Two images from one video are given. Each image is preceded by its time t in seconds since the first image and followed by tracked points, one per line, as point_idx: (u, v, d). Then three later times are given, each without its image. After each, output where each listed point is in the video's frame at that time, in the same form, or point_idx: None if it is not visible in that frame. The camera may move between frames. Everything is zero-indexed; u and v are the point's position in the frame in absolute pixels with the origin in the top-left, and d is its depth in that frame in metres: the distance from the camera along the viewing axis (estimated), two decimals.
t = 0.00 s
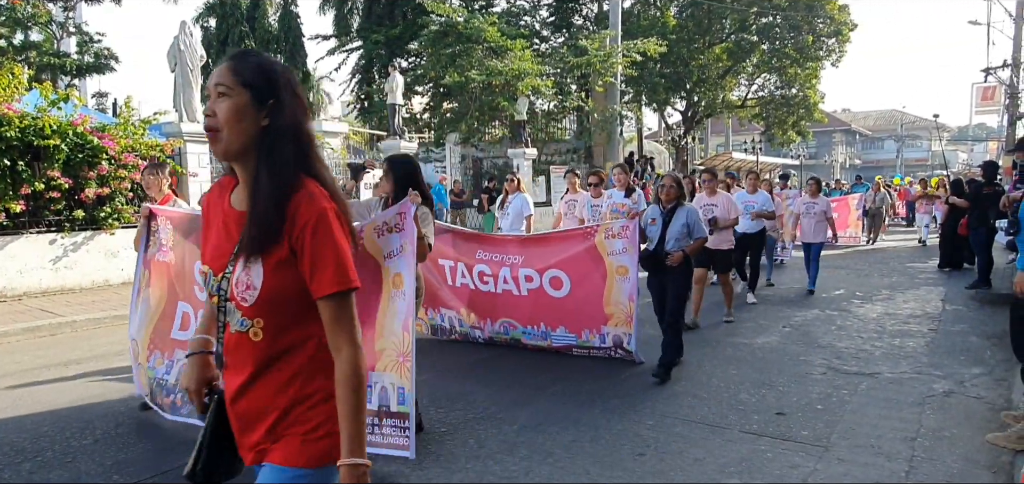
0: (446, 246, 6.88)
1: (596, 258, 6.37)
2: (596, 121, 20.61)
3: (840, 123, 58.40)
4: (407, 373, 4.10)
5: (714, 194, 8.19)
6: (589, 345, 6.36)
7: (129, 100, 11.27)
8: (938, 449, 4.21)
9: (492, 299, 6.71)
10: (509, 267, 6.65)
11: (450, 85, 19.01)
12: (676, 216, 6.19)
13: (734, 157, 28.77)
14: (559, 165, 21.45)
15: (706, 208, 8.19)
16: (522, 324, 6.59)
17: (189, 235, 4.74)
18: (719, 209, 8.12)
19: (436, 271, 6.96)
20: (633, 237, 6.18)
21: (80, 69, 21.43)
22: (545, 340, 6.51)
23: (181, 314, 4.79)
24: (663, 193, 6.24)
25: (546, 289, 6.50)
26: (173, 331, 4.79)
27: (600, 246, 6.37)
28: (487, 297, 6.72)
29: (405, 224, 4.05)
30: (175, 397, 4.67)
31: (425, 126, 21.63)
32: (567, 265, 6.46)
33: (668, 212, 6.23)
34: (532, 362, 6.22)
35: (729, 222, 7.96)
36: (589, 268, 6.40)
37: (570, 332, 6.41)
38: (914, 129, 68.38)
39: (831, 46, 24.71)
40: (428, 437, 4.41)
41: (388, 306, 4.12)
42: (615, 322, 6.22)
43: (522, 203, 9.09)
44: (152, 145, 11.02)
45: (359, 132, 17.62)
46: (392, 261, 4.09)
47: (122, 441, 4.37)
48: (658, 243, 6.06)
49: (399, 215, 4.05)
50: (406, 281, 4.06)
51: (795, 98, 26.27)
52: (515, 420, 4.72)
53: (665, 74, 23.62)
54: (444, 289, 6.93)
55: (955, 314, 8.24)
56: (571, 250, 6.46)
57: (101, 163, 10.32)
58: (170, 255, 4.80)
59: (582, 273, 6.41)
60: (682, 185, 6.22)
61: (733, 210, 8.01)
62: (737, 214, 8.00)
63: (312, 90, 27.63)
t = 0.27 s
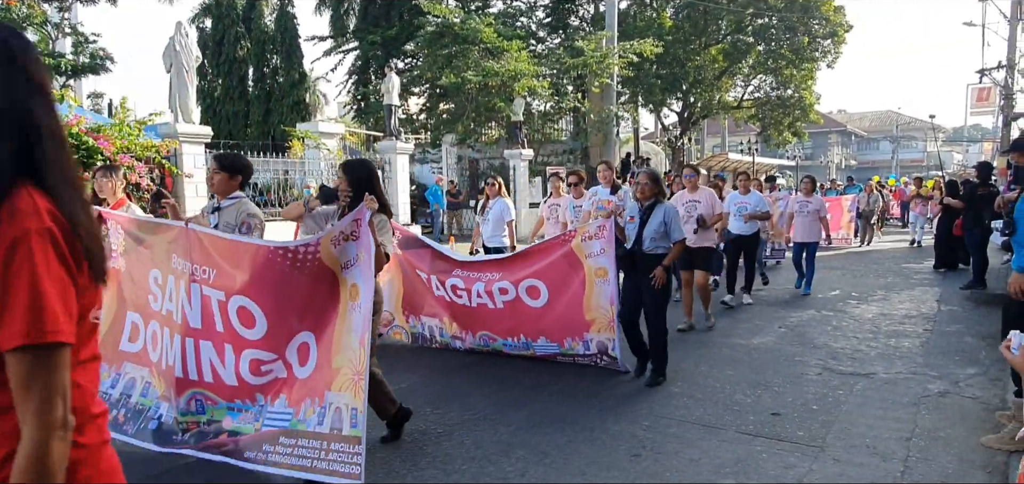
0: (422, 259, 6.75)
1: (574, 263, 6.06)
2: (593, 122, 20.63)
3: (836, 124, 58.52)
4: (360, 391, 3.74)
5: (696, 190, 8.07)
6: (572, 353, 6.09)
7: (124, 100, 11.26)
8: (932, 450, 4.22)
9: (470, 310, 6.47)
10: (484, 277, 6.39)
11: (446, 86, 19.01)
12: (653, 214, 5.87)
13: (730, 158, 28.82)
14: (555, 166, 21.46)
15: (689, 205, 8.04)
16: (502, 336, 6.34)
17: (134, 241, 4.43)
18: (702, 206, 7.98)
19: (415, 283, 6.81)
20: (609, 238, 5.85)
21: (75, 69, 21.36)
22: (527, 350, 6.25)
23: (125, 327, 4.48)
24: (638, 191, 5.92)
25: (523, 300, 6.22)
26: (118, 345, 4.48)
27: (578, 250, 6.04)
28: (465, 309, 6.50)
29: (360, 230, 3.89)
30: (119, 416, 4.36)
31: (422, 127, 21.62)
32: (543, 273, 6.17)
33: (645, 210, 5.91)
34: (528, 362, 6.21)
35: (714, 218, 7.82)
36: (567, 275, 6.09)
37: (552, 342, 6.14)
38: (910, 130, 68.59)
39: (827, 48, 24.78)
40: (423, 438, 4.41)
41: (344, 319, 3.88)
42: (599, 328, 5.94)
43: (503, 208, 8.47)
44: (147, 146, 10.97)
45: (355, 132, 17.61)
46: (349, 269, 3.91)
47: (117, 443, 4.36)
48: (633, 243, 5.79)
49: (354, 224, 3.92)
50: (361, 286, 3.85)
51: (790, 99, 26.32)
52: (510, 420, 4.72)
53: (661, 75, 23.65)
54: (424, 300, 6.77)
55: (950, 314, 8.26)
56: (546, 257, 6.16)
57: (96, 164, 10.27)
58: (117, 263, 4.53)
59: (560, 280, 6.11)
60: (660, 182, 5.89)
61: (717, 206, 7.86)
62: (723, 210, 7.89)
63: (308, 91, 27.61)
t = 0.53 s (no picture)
0: (393, 275, 6.49)
1: (544, 275, 5.74)
2: (590, 123, 20.63)
3: (832, 125, 58.67)
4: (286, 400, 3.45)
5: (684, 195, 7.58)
6: (551, 368, 5.73)
7: (120, 101, 11.24)
8: (928, 450, 4.23)
9: (442, 328, 6.13)
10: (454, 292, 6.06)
11: (443, 87, 19.00)
12: (622, 220, 5.45)
13: (726, 159, 28.88)
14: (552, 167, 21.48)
15: (675, 211, 7.54)
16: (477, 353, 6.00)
17: (81, 243, 4.18)
18: (690, 212, 7.51)
19: (389, 299, 6.51)
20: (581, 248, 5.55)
21: (71, 70, 21.28)
22: (504, 367, 5.89)
23: (76, 335, 4.24)
24: (606, 195, 5.49)
25: (493, 318, 5.83)
26: (69, 355, 4.24)
27: (547, 262, 5.73)
28: (437, 326, 6.15)
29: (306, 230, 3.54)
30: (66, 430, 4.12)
31: (419, 128, 21.61)
32: (514, 287, 5.80)
33: (613, 216, 5.49)
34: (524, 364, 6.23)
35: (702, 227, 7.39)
36: (539, 287, 5.75)
37: (529, 358, 5.76)
38: (906, 132, 68.78)
39: (823, 49, 24.83)
40: (420, 440, 4.41)
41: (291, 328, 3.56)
42: (577, 341, 5.59)
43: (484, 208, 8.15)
44: (142, 148, 10.98)
45: (352, 134, 17.62)
46: (300, 273, 3.56)
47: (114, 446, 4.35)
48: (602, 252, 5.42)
49: (304, 220, 3.54)
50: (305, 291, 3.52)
51: (787, 101, 26.38)
52: (507, 422, 4.73)
53: (658, 76, 23.68)
54: (399, 317, 6.48)
55: (947, 315, 8.27)
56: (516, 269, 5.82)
57: (92, 165, 10.25)
58: (66, 266, 4.28)
59: (532, 293, 5.76)
60: (628, 186, 5.47)
61: (706, 214, 7.41)
62: (711, 217, 7.45)
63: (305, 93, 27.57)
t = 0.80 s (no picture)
0: (365, 282, 6.25)
1: (510, 281, 5.34)
2: (587, 124, 20.63)
3: (829, 126, 58.79)
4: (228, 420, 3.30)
5: (675, 194, 7.32)
6: (526, 378, 5.41)
7: (116, 102, 11.22)
8: (925, 451, 4.23)
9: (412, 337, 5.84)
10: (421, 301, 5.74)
11: (440, 88, 19.00)
12: (592, 219, 5.33)
13: (723, 160, 28.92)
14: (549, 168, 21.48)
15: (665, 211, 7.27)
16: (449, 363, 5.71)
17: (22, 251, 4.06)
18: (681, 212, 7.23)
19: (362, 307, 6.26)
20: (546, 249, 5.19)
21: (67, 71, 21.21)
22: (478, 377, 5.59)
23: (16, 347, 4.08)
24: (574, 194, 5.37)
25: (460, 329, 5.49)
26: (9, 368, 4.08)
27: (513, 267, 5.33)
28: (407, 335, 5.87)
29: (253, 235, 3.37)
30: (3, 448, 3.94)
31: (416, 130, 21.61)
32: (479, 294, 5.42)
33: (583, 216, 5.36)
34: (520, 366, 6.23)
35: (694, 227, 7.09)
36: (506, 294, 5.35)
37: (502, 368, 5.44)
38: (902, 133, 68.94)
39: (819, 51, 24.88)
40: (417, 442, 4.39)
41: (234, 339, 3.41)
42: (549, 348, 5.23)
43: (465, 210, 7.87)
44: (139, 148, 10.94)
45: (349, 135, 17.62)
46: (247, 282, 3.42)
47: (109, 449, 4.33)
48: (573, 252, 5.21)
49: (252, 225, 3.39)
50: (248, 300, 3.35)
51: (783, 102, 26.44)
52: (504, 423, 4.71)
53: (655, 78, 23.71)
54: (373, 324, 6.23)
55: (943, 316, 8.28)
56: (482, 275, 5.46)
57: (87, 166, 10.24)
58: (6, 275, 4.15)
59: (498, 300, 5.37)
60: (597, 183, 5.37)
61: (697, 212, 7.15)
62: (703, 215, 7.16)
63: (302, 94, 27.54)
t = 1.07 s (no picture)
0: (326, 280, 5.94)
1: (471, 284, 5.07)
2: (584, 126, 20.62)
3: (825, 128, 58.92)
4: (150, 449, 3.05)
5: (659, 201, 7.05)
6: (487, 384, 5.14)
7: (112, 103, 11.20)
8: (921, 453, 4.24)
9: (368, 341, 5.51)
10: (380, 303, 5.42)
11: (437, 90, 18.99)
12: (563, 228, 4.93)
13: (720, 162, 28.96)
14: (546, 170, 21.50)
15: (649, 217, 6.93)
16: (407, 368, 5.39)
17: None
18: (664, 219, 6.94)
19: (320, 307, 5.93)
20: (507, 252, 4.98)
21: (63, 72, 21.19)
22: (437, 384, 5.31)
23: None
24: (545, 201, 4.89)
25: (417, 334, 5.17)
26: None
27: (474, 268, 5.07)
28: (364, 339, 5.52)
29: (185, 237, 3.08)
30: None
31: (413, 131, 21.61)
32: (438, 298, 5.12)
33: (553, 225, 4.94)
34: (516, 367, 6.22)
35: (676, 232, 6.75)
36: (466, 298, 5.08)
37: (462, 374, 5.17)
38: (898, 134, 69.13)
39: (815, 53, 24.91)
40: (412, 444, 4.38)
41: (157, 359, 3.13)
42: (512, 352, 5.00)
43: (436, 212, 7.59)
44: (134, 149, 10.93)
45: (346, 136, 17.62)
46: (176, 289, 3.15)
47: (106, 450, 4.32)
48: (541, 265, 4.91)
49: (183, 228, 3.09)
50: (175, 309, 3.08)
51: (780, 103, 26.51)
52: (500, 425, 4.70)
53: (651, 79, 23.74)
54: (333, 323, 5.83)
55: (938, 318, 8.30)
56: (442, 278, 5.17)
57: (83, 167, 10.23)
58: None
59: (459, 302, 5.08)
60: (570, 189, 4.89)
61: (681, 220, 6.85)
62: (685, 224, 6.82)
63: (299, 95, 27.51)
